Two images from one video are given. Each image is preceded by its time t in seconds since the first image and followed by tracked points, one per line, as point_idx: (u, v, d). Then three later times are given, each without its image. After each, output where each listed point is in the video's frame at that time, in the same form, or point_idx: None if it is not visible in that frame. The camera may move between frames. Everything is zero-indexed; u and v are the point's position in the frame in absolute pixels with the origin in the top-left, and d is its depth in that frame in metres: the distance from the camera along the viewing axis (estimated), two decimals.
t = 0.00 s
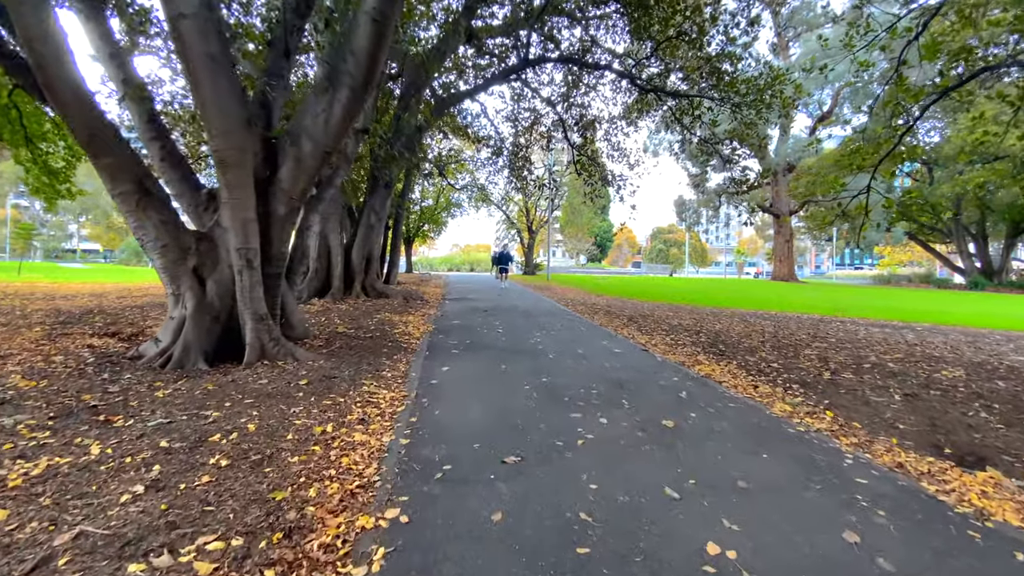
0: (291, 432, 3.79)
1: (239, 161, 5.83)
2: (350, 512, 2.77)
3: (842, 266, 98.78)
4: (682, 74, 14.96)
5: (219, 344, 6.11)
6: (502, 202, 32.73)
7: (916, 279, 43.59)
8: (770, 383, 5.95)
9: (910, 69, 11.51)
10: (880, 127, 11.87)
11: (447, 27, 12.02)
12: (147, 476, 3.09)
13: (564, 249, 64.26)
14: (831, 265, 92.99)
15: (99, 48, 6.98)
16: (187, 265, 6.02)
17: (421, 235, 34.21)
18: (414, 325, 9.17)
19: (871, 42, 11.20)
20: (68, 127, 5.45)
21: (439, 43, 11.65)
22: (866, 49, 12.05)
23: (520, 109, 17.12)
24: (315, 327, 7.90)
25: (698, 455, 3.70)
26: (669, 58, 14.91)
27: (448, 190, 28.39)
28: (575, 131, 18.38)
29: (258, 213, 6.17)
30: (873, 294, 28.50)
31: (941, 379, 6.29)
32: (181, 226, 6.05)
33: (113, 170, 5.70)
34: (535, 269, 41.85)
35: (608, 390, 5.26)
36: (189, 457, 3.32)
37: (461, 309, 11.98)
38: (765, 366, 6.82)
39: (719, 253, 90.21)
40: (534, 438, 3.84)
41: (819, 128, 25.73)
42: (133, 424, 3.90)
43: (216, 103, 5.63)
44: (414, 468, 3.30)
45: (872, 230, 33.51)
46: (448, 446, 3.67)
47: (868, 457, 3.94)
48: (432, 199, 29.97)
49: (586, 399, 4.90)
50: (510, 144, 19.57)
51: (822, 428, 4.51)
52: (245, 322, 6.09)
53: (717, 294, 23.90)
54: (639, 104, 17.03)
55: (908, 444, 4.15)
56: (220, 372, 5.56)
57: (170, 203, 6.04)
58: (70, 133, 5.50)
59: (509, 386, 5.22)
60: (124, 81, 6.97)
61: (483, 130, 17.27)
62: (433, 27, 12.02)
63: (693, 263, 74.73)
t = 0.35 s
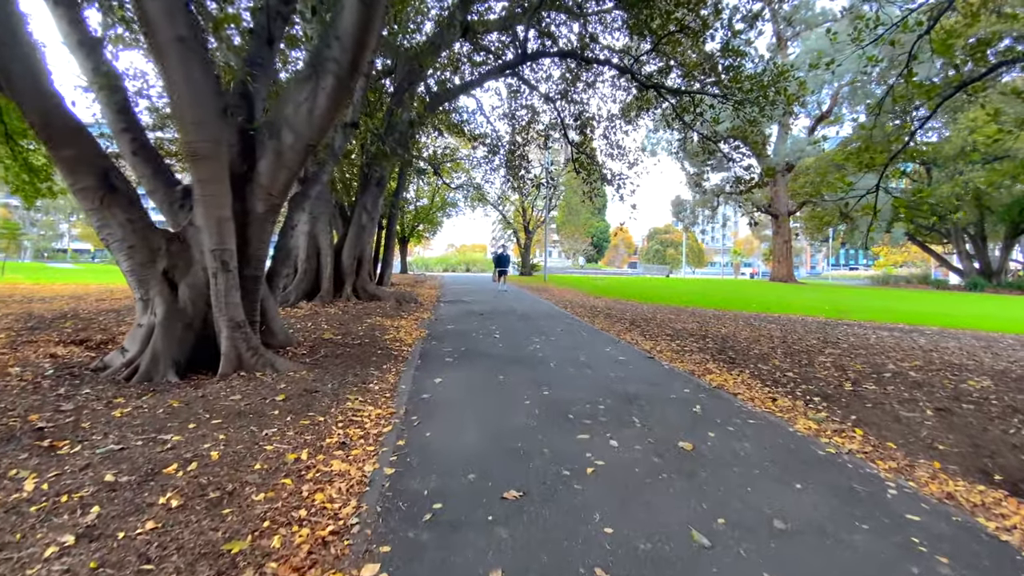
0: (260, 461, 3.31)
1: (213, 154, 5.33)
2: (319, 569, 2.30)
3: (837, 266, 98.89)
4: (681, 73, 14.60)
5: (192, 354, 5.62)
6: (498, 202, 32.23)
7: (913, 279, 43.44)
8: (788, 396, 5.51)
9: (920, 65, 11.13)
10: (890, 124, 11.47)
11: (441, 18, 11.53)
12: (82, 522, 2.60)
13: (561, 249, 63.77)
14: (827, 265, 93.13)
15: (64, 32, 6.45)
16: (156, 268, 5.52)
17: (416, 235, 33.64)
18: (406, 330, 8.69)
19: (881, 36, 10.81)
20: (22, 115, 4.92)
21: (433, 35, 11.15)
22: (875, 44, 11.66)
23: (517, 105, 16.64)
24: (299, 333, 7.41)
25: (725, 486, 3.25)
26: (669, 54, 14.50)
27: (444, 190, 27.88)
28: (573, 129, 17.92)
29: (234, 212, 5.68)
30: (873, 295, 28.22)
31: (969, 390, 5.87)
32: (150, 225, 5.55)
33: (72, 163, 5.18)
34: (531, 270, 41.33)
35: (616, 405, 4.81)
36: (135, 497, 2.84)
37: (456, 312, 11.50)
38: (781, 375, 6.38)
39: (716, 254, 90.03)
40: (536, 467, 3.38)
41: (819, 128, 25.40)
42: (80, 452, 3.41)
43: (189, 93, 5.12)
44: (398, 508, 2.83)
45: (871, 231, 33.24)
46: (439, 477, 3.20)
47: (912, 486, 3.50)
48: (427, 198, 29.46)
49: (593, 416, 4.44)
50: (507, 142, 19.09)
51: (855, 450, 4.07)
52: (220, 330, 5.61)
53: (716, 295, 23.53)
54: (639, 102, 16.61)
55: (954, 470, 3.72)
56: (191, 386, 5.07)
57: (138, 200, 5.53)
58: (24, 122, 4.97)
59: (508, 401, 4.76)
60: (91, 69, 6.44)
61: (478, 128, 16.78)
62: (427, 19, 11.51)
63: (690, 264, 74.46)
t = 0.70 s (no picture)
0: (227, 492, 2.87)
1: (188, 146, 4.89)
2: None
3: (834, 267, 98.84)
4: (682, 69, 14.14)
5: (166, 363, 5.17)
6: (496, 201, 31.77)
7: (913, 279, 43.17)
8: (812, 407, 5.10)
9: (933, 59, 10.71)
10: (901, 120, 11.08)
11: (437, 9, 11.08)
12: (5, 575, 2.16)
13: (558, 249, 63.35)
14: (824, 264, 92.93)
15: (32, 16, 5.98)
16: (127, 269, 5.07)
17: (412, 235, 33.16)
18: (401, 333, 8.24)
19: (894, 28, 10.38)
20: None
21: (428, 26, 10.71)
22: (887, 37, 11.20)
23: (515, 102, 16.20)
24: (285, 339, 6.94)
25: (764, 520, 2.83)
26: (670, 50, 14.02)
27: (440, 188, 27.39)
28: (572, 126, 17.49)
29: (212, 207, 5.22)
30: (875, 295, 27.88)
31: (1003, 400, 5.47)
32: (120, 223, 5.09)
33: (34, 155, 4.72)
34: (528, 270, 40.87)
35: (629, 419, 4.37)
36: (74, 541, 2.40)
37: (453, 314, 11.07)
38: (800, 384, 5.94)
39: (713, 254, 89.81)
40: (547, 499, 2.94)
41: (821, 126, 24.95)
42: (21, 481, 2.96)
43: (164, 79, 4.69)
44: (385, 552, 2.39)
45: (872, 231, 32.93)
46: (433, 511, 2.77)
47: (969, 516, 3.10)
48: (423, 197, 28.97)
49: (605, 433, 4.00)
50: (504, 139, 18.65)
51: (897, 473, 3.68)
52: (196, 336, 5.15)
53: (718, 295, 23.16)
54: (639, 100, 16.13)
55: (1011, 496, 3.32)
56: (163, 399, 4.62)
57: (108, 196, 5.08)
58: None
59: (510, 416, 4.31)
60: (61, 55, 5.98)
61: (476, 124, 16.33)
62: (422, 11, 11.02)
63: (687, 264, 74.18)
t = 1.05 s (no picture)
0: (183, 544, 2.40)
1: (156, 138, 4.40)
2: None
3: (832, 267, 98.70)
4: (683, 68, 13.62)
5: (136, 376, 4.70)
6: (493, 200, 31.29)
7: (913, 278, 43.01)
8: (846, 424, 4.64)
9: (950, 54, 10.29)
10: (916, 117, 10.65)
11: None
12: None
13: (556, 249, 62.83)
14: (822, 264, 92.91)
15: None
16: (92, 273, 4.60)
17: (409, 235, 32.63)
18: (396, 339, 7.76)
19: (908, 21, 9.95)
20: None
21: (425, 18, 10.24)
22: (901, 30, 10.77)
23: (513, 99, 15.73)
24: (271, 346, 6.45)
25: None
26: (673, 45, 13.49)
27: (438, 187, 26.90)
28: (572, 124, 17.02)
29: (187, 204, 4.74)
30: (879, 296, 27.43)
31: None
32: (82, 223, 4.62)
33: None
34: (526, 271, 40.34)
35: (649, 441, 3.91)
36: None
37: (451, 318, 10.60)
38: (826, 396, 5.52)
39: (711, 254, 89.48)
40: (566, 549, 2.49)
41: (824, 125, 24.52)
42: None
43: (131, 63, 4.19)
44: None
45: (873, 232, 32.59)
46: (431, 567, 2.32)
47: None
48: (420, 196, 28.47)
49: (625, 459, 3.55)
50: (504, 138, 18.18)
51: (956, 506, 3.26)
52: (168, 346, 4.68)
53: (720, 296, 22.72)
54: (641, 97, 15.54)
55: None
56: (129, 419, 4.15)
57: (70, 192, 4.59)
58: None
59: (516, 438, 3.85)
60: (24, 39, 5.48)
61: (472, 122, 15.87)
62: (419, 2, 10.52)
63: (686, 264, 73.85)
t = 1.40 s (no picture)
0: None
1: (121, 121, 3.95)
2: None
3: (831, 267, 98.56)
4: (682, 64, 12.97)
5: (101, 386, 4.26)
6: (492, 199, 30.84)
7: (914, 278, 42.80)
8: (883, 438, 4.23)
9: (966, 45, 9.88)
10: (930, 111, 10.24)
11: None
12: None
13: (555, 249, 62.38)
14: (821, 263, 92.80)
15: None
16: (51, 272, 4.16)
17: (406, 234, 32.15)
18: (390, 342, 7.31)
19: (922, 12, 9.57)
20: None
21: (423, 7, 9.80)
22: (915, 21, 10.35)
23: (513, 94, 15.30)
24: (256, 351, 5.99)
25: None
26: (676, 38, 12.92)
27: (435, 186, 26.43)
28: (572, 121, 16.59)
29: (158, 196, 4.29)
30: (883, 296, 27.08)
31: None
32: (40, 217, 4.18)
33: None
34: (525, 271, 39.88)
35: (673, 460, 3.48)
36: None
37: (450, 319, 10.18)
38: (856, 405, 5.10)
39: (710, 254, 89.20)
40: None
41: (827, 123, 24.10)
42: None
43: (93, 36, 3.75)
44: None
45: (875, 231, 32.26)
46: None
47: None
48: (417, 195, 27.99)
49: (648, 483, 3.12)
50: (502, 135, 17.74)
51: None
52: (137, 352, 4.24)
53: (722, 297, 22.34)
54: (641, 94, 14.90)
55: None
56: (88, 435, 3.70)
57: (26, 182, 4.14)
58: None
59: (523, 458, 3.41)
60: None
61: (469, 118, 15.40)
62: None
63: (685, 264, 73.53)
